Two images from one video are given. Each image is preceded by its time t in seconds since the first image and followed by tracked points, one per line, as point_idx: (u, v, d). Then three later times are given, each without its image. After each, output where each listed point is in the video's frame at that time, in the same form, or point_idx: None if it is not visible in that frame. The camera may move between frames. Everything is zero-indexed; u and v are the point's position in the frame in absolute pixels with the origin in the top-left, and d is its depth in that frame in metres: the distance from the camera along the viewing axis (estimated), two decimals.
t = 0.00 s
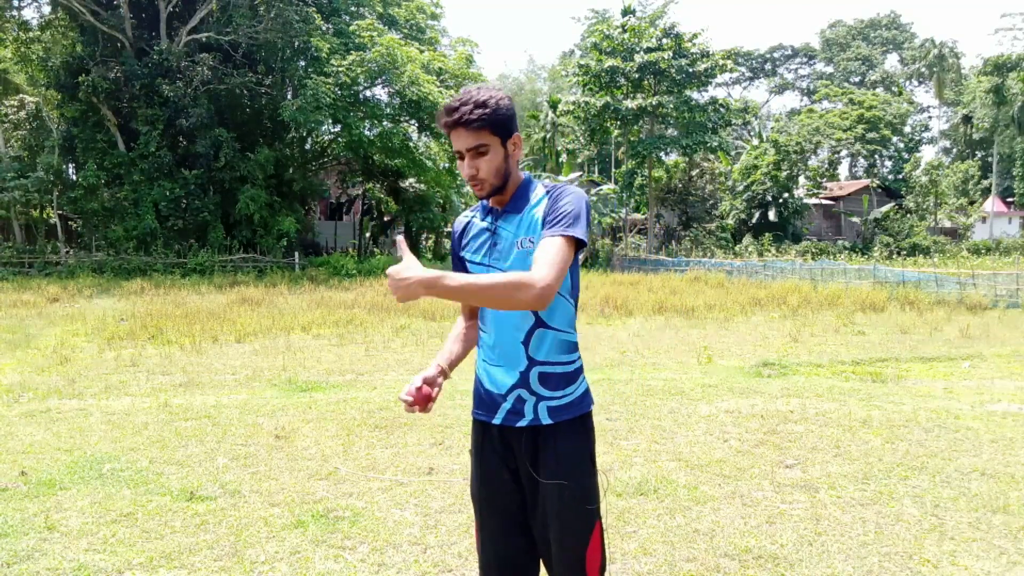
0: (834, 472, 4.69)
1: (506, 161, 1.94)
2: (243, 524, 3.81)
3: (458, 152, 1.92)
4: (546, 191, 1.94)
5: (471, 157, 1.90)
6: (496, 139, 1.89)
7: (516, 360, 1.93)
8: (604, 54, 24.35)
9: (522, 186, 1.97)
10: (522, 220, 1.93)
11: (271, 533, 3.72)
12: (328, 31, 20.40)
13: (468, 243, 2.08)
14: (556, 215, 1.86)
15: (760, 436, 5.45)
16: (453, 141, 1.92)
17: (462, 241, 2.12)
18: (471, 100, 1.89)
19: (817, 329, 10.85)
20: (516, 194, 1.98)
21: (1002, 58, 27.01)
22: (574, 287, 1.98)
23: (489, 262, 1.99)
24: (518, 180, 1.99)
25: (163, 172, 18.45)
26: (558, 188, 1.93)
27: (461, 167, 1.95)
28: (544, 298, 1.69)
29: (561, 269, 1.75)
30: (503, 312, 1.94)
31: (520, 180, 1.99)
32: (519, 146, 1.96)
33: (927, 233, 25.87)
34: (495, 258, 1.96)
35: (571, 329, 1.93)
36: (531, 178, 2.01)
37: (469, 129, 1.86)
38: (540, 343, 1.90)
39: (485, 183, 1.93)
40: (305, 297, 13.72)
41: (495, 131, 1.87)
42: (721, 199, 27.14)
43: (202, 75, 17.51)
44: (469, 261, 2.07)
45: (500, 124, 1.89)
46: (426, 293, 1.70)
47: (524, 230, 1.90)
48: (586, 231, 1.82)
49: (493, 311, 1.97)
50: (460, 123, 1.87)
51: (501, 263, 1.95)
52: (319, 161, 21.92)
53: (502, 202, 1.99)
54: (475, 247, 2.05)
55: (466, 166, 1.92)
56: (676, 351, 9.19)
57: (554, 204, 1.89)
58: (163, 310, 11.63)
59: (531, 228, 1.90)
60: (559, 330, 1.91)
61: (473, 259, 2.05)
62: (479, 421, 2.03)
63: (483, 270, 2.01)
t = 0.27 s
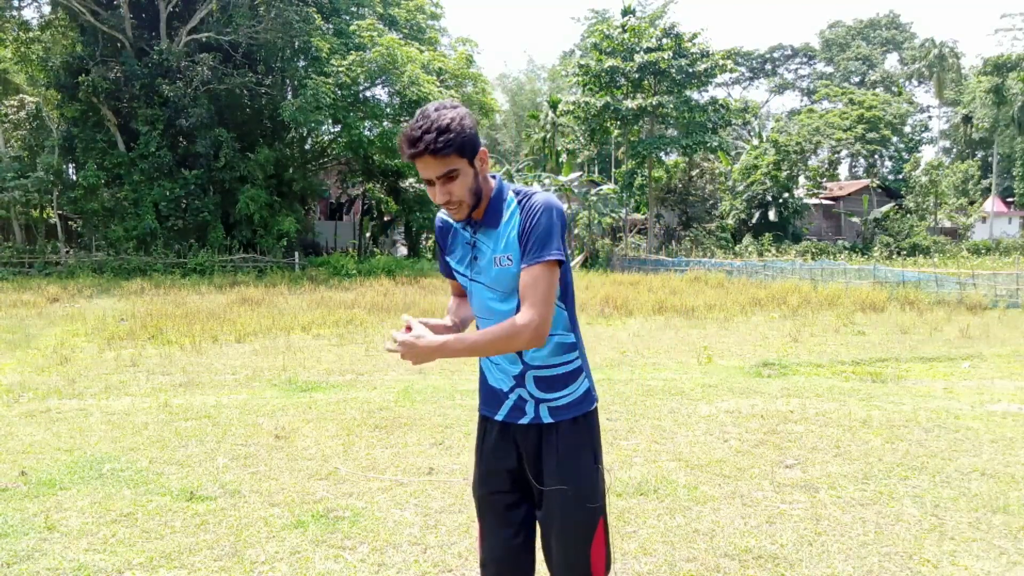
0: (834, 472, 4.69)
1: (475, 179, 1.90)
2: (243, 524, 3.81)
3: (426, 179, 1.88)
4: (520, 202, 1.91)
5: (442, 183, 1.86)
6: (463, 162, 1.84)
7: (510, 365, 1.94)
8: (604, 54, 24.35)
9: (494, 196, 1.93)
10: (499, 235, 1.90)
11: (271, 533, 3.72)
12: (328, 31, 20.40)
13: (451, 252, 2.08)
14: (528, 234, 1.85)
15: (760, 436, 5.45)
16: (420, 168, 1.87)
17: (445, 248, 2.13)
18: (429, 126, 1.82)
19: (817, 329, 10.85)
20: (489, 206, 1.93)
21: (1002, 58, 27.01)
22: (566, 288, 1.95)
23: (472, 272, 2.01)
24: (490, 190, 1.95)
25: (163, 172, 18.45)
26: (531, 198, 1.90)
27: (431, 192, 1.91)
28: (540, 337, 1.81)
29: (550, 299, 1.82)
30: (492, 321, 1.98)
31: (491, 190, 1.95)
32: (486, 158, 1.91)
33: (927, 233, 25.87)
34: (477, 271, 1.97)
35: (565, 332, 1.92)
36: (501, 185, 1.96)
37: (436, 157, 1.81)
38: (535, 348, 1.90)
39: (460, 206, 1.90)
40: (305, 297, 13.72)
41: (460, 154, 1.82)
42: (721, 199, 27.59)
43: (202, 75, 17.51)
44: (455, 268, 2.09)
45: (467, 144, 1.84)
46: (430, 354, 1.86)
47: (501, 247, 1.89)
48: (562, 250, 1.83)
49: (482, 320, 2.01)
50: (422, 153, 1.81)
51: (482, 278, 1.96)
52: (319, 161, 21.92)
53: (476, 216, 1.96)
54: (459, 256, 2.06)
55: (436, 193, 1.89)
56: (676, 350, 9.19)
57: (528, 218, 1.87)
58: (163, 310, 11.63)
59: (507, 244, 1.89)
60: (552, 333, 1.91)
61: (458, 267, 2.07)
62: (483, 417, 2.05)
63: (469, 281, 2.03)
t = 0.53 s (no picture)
0: (834, 472, 4.69)
1: (476, 176, 1.91)
2: (243, 524, 3.81)
3: (428, 176, 1.87)
4: (518, 199, 1.94)
5: (444, 178, 1.86)
6: (465, 157, 1.86)
7: (514, 365, 1.92)
8: (604, 54, 24.34)
9: (490, 195, 1.94)
10: (500, 230, 1.90)
11: (270, 533, 3.72)
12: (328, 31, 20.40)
13: (446, 258, 2.06)
14: (538, 221, 1.86)
15: (760, 436, 5.45)
16: (422, 166, 1.87)
17: (437, 257, 2.10)
18: (432, 121, 1.84)
19: (817, 329, 10.85)
20: (486, 206, 1.94)
21: (1002, 58, 27.01)
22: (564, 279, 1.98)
23: (474, 274, 1.98)
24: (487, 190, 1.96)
25: (163, 172, 18.44)
26: (530, 192, 1.94)
27: (432, 190, 1.90)
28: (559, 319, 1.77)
29: (564, 280, 1.82)
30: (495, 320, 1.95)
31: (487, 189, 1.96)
32: (486, 157, 1.93)
33: (927, 233, 25.88)
34: (479, 270, 1.95)
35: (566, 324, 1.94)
36: (497, 184, 1.98)
37: (440, 151, 1.81)
38: (538, 343, 1.90)
39: (461, 201, 1.90)
40: (305, 297, 13.72)
41: (462, 149, 1.84)
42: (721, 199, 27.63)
43: (202, 75, 17.51)
44: (451, 275, 2.06)
45: (469, 141, 1.86)
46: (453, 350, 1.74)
47: (505, 241, 1.89)
48: (572, 234, 1.85)
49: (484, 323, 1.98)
50: (427, 147, 1.82)
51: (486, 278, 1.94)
52: (319, 161, 21.93)
53: (474, 217, 1.96)
54: (456, 262, 2.03)
55: (438, 188, 1.87)
56: (676, 351, 9.19)
57: (533, 208, 1.90)
58: (163, 310, 11.63)
59: (510, 237, 1.89)
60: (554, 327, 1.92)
61: (455, 273, 2.04)
62: (481, 428, 2.02)
63: (468, 284, 2.00)
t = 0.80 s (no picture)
0: (834, 472, 4.69)
1: (493, 161, 1.94)
2: (243, 524, 3.81)
3: (448, 150, 1.89)
4: (533, 199, 1.93)
5: (465, 153, 1.89)
6: (486, 137, 1.91)
7: (518, 363, 1.91)
8: (604, 55, 24.34)
9: (504, 190, 1.94)
10: (514, 228, 1.89)
11: (270, 533, 3.72)
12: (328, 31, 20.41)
13: (449, 252, 2.01)
14: (559, 226, 1.86)
15: (760, 436, 5.45)
16: (443, 137, 1.90)
17: (438, 250, 2.05)
18: (462, 97, 1.90)
19: (817, 329, 10.85)
20: (498, 199, 1.93)
21: (1003, 58, 27.00)
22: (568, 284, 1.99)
23: (480, 269, 1.94)
24: (499, 186, 1.94)
25: (163, 172, 18.45)
26: (545, 194, 1.94)
27: (451, 165, 1.90)
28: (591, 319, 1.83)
29: (591, 288, 1.87)
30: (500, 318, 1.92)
31: (500, 184, 1.95)
32: (499, 145, 1.96)
33: (927, 233, 25.89)
34: (485, 265, 1.92)
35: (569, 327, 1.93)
36: (509, 181, 1.98)
37: (464, 123, 1.87)
38: (543, 343, 1.90)
39: (479, 180, 1.89)
40: (305, 297, 13.72)
41: (485, 128, 1.89)
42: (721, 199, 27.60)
43: (202, 75, 17.51)
44: (452, 270, 2.01)
45: (488, 123, 1.91)
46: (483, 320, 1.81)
47: (519, 238, 1.87)
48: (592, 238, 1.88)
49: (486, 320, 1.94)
50: (454, 118, 1.86)
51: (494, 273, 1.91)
52: (319, 161, 21.93)
53: (483, 209, 1.93)
54: (460, 255, 1.99)
55: (460, 164, 1.89)
56: (676, 351, 9.19)
57: (551, 211, 1.89)
58: (163, 310, 11.64)
59: (524, 235, 1.87)
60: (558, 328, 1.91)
61: (457, 268, 1.99)
62: (479, 429, 2.01)
63: (472, 279, 1.96)
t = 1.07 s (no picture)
0: (834, 472, 4.69)
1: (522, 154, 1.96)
2: (243, 525, 3.81)
3: (482, 136, 1.92)
4: (556, 202, 1.93)
5: (499, 140, 1.91)
6: (518, 128, 1.94)
7: (522, 367, 1.90)
8: (604, 55, 24.33)
9: (528, 191, 1.94)
10: (534, 228, 1.89)
11: (271, 533, 3.72)
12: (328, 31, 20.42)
13: (465, 247, 2.02)
14: (580, 235, 1.86)
15: (760, 436, 5.45)
16: (478, 123, 1.92)
17: (455, 244, 2.06)
18: (497, 86, 1.94)
19: (817, 329, 10.85)
20: (522, 198, 1.93)
21: (1002, 58, 26.99)
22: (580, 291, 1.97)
23: (494, 267, 1.94)
24: (524, 185, 1.96)
25: (163, 172, 18.45)
26: (569, 199, 1.93)
27: (482, 152, 1.93)
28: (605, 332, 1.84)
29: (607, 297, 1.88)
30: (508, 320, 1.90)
31: (525, 182, 1.96)
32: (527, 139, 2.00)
33: (927, 233, 25.90)
34: (499, 262, 1.92)
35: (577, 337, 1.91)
36: (535, 183, 1.98)
37: (499, 112, 1.91)
38: (549, 351, 1.88)
39: (510, 170, 1.91)
40: (305, 297, 13.72)
41: (518, 120, 1.94)
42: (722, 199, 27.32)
43: (202, 75, 17.51)
44: (467, 266, 2.01)
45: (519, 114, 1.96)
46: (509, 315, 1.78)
47: (537, 240, 1.87)
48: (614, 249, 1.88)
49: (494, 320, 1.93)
50: (490, 103, 1.90)
51: (508, 273, 1.91)
52: (319, 161, 21.93)
53: (505, 207, 1.94)
54: (476, 251, 1.99)
55: (495, 151, 1.91)
56: (676, 351, 9.19)
57: (574, 218, 1.88)
58: (163, 310, 11.64)
59: (545, 238, 1.87)
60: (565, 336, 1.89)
61: (471, 265, 1.99)
62: (477, 432, 1.99)
63: (486, 276, 1.96)
